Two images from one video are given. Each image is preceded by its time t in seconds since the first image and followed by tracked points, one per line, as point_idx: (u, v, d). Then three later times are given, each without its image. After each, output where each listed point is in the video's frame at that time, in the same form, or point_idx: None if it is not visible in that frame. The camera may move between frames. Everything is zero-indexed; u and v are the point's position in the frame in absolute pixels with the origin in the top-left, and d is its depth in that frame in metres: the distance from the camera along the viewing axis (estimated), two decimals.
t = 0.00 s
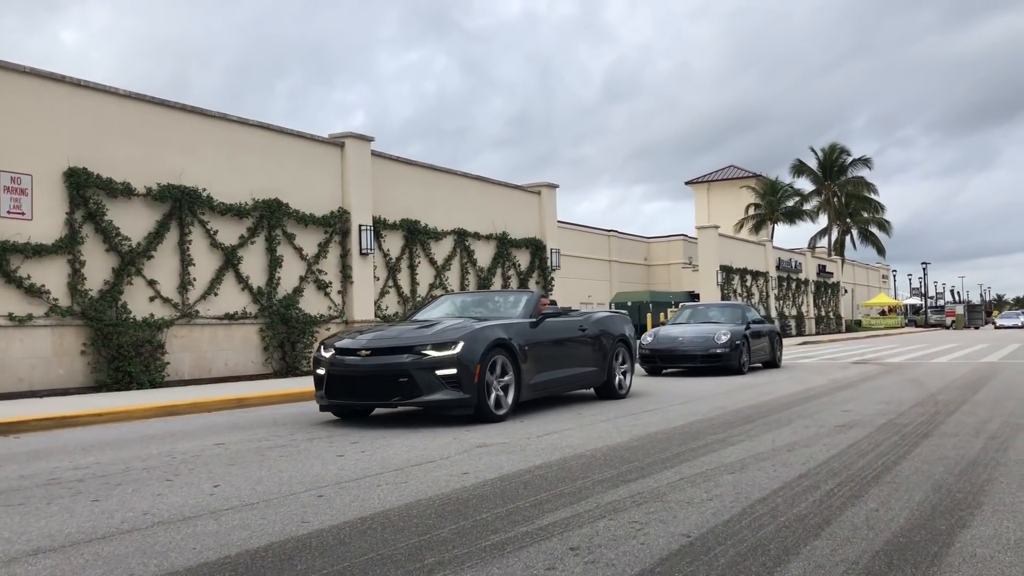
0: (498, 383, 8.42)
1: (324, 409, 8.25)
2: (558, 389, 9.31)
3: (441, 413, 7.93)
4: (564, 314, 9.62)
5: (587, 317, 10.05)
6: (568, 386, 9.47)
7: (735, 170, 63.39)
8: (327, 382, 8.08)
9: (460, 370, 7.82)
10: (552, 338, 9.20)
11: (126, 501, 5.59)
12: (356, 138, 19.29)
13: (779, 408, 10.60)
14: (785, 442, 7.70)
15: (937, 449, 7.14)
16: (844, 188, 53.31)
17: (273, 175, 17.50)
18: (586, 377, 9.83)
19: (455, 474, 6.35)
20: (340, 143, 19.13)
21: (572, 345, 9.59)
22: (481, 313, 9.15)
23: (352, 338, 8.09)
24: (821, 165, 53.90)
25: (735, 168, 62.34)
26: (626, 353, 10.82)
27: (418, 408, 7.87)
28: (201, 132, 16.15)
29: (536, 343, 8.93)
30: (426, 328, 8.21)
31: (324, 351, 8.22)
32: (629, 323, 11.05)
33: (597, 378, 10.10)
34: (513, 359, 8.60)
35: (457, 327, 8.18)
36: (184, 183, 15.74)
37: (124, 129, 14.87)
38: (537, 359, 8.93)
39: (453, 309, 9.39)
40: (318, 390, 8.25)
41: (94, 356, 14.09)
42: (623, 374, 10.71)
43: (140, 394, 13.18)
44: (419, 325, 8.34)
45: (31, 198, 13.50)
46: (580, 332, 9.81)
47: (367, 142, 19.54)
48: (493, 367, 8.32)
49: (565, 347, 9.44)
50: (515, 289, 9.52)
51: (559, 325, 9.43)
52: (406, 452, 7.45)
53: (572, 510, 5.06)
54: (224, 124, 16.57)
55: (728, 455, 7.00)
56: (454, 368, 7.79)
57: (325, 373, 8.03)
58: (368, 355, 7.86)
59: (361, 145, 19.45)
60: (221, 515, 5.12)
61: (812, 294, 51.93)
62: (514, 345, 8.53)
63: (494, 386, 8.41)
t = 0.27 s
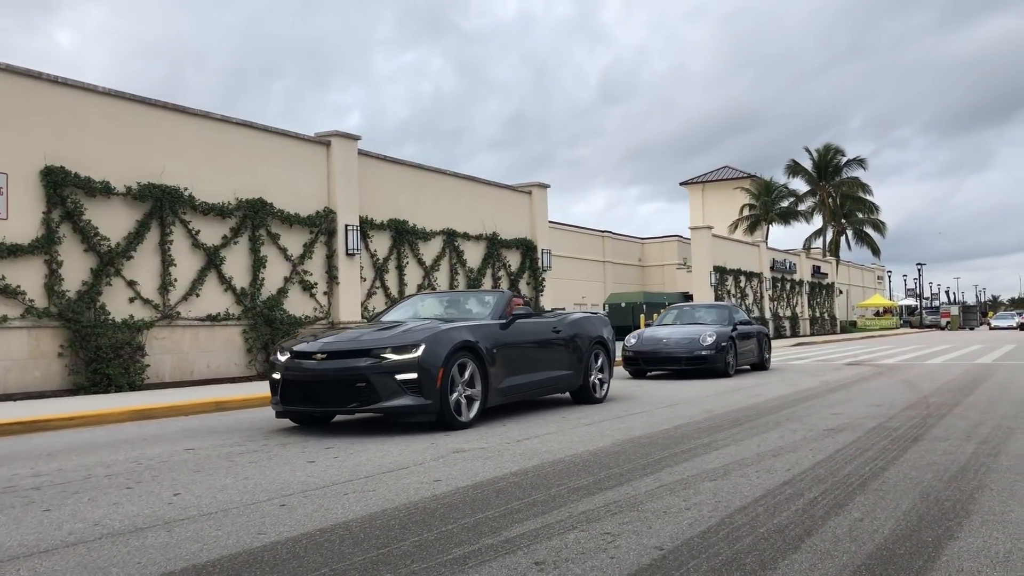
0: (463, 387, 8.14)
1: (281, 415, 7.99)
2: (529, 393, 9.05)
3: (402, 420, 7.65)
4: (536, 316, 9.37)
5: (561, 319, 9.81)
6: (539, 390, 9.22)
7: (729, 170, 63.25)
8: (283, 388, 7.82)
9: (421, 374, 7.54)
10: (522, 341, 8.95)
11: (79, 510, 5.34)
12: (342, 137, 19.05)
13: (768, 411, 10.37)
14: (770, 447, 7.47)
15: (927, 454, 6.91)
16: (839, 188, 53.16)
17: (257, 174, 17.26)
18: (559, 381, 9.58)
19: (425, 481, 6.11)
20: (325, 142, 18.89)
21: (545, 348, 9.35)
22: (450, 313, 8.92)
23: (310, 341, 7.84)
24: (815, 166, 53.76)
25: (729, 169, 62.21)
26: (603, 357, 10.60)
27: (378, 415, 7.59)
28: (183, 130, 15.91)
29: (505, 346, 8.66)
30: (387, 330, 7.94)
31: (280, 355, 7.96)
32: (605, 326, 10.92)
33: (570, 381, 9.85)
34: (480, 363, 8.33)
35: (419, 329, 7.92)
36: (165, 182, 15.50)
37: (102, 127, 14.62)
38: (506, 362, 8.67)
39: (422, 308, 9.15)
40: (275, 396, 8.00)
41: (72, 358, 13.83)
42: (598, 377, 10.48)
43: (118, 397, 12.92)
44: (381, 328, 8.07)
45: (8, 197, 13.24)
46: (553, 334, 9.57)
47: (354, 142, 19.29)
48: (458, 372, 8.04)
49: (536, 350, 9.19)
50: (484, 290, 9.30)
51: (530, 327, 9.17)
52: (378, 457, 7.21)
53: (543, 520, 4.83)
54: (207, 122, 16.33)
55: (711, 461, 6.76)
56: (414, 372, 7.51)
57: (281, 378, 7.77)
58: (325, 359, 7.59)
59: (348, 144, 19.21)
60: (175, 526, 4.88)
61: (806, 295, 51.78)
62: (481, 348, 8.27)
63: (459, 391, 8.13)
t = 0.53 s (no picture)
0: (422, 394, 7.88)
1: (229, 423, 7.68)
2: (496, 399, 8.81)
3: (355, 428, 7.39)
4: (503, 319, 9.12)
5: (531, 321, 9.56)
6: (507, 396, 8.97)
7: (724, 171, 63.12)
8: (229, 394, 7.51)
9: (374, 380, 7.28)
10: (489, 344, 8.70)
11: (27, 523, 5.10)
12: (329, 136, 18.81)
13: (754, 415, 10.17)
14: (753, 453, 7.26)
15: (913, 461, 6.70)
16: (833, 189, 53.03)
17: (241, 174, 17.03)
18: (528, 386, 9.34)
19: (392, 491, 5.89)
20: (312, 141, 18.64)
21: (512, 351, 9.10)
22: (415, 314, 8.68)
23: (258, 345, 7.52)
24: (810, 167, 53.63)
25: (724, 170, 62.08)
26: (576, 360, 10.39)
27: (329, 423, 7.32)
28: (164, 129, 15.67)
29: (468, 350, 8.40)
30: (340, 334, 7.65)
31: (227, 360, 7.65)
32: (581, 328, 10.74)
33: (541, 386, 9.62)
34: (441, 367, 8.07)
35: (374, 333, 7.64)
36: (146, 182, 15.27)
37: (81, 125, 14.37)
38: (469, 367, 8.41)
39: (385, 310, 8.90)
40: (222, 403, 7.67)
41: (49, 360, 13.58)
42: (572, 381, 10.25)
43: (95, 400, 12.67)
44: (334, 331, 7.79)
45: None
46: (522, 336, 9.32)
47: (341, 141, 19.05)
48: (415, 378, 7.78)
49: (503, 353, 8.94)
50: (450, 290, 9.08)
51: (497, 330, 8.93)
52: (349, 464, 6.99)
53: (508, 533, 4.61)
54: (189, 122, 16.10)
55: (690, 468, 6.55)
56: (367, 379, 7.25)
57: (228, 385, 7.46)
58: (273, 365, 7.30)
59: (335, 143, 18.96)
60: (122, 540, 4.64)
61: (800, 296, 51.65)
62: (443, 352, 8.02)
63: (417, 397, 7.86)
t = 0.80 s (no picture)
0: (379, 400, 7.44)
1: (175, 432, 7.22)
2: (463, 404, 8.44)
3: (305, 438, 6.94)
4: (471, 321, 8.76)
5: (502, 323, 9.22)
6: (474, 402, 8.61)
7: (721, 172, 63.00)
8: (174, 401, 7.04)
9: (326, 386, 6.83)
10: (455, 347, 8.33)
11: None
12: (318, 134, 18.61)
13: (744, 419, 9.97)
14: (740, 459, 7.06)
15: (903, 467, 6.51)
16: (829, 191, 52.90)
17: (228, 173, 16.83)
18: (497, 391, 8.98)
19: (364, 499, 5.68)
20: (300, 139, 18.43)
21: (481, 355, 8.73)
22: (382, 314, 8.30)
23: (204, 348, 7.06)
24: (806, 168, 53.51)
25: (720, 170, 61.96)
26: (551, 366, 10.10)
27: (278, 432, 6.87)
28: (149, 127, 15.46)
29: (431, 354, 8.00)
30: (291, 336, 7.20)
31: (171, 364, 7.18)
32: (557, 331, 10.46)
33: (511, 391, 9.27)
34: (401, 372, 7.64)
35: (328, 335, 7.19)
36: (130, 181, 15.06)
37: (64, 123, 14.15)
38: (433, 371, 8.01)
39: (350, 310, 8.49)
40: (168, 409, 7.23)
41: (30, 362, 13.34)
42: (544, 386, 9.92)
43: (76, 402, 12.45)
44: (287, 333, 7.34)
45: None
46: (493, 339, 8.97)
47: (330, 139, 18.85)
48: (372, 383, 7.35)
49: (471, 357, 8.57)
50: (416, 290, 8.70)
51: (464, 332, 8.55)
52: (323, 470, 6.76)
53: (478, 546, 4.41)
54: (175, 120, 15.90)
55: (675, 474, 6.35)
56: (318, 385, 6.80)
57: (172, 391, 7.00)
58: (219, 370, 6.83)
59: (324, 142, 18.76)
60: (75, 553, 4.43)
61: (796, 297, 51.50)
62: (404, 356, 7.61)
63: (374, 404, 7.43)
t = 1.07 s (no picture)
0: (330, 404, 6.88)
1: (112, 438, 6.70)
2: (428, 409, 7.88)
3: (248, 445, 6.40)
4: (437, 319, 8.19)
5: (472, 321, 8.66)
6: (441, 406, 8.05)
7: (720, 172, 62.79)
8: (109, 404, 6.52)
9: (268, 390, 6.28)
10: (419, 348, 7.75)
11: None
12: (308, 130, 18.36)
13: (738, 420, 9.71)
14: (731, 461, 6.79)
15: (901, 470, 6.25)
16: (828, 191, 52.68)
17: (215, 169, 16.59)
18: (466, 394, 8.42)
19: (334, 504, 5.42)
20: (290, 135, 18.18)
21: (448, 355, 8.16)
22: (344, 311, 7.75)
23: (141, 347, 6.53)
24: (804, 168, 53.30)
25: (719, 170, 61.75)
26: (527, 366, 9.56)
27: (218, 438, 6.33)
28: (134, 123, 15.22)
29: (391, 354, 7.43)
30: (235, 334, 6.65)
31: (107, 364, 6.65)
32: (536, 330, 9.92)
33: (482, 394, 8.71)
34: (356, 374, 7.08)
35: (274, 333, 6.64)
36: (114, 177, 14.83)
37: (46, 117, 13.90)
38: (393, 373, 7.44)
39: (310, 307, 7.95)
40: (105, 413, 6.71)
41: (10, 360, 13.08)
42: (519, 388, 9.38)
43: (56, 402, 12.20)
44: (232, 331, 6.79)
45: None
46: (462, 339, 8.41)
47: (320, 135, 18.59)
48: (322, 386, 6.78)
49: (437, 358, 8.00)
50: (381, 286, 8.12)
51: (429, 330, 7.98)
52: (295, 472, 6.48)
53: (449, 554, 4.15)
54: (160, 115, 15.65)
55: (663, 478, 6.08)
56: (261, 387, 6.26)
57: (107, 393, 6.47)
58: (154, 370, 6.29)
59: (314, 138, 18.50)
60: (19, 561, 4.17)
61: (794, 297, 51.27)
62: (359, 357, 7.04)
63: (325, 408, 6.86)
